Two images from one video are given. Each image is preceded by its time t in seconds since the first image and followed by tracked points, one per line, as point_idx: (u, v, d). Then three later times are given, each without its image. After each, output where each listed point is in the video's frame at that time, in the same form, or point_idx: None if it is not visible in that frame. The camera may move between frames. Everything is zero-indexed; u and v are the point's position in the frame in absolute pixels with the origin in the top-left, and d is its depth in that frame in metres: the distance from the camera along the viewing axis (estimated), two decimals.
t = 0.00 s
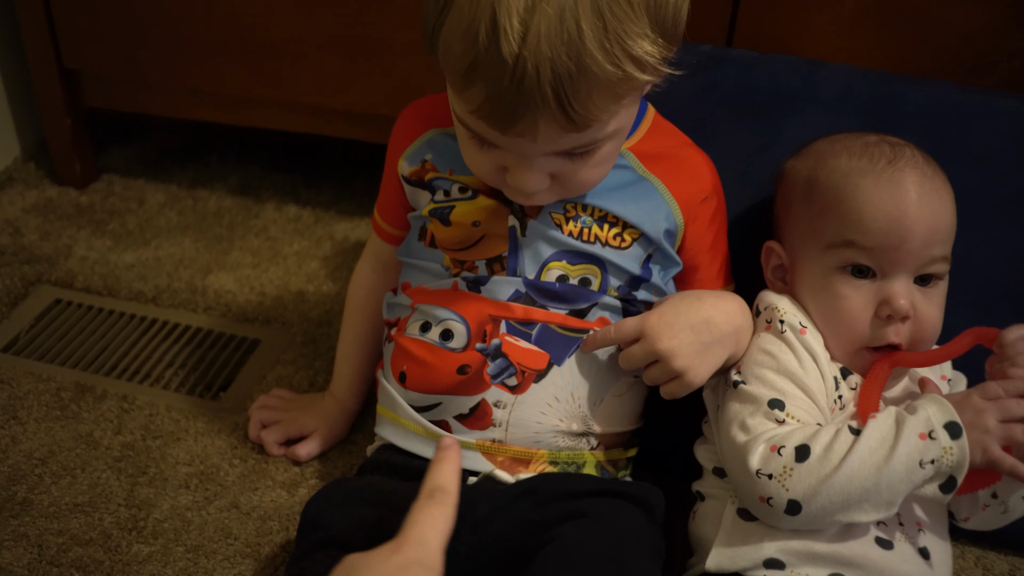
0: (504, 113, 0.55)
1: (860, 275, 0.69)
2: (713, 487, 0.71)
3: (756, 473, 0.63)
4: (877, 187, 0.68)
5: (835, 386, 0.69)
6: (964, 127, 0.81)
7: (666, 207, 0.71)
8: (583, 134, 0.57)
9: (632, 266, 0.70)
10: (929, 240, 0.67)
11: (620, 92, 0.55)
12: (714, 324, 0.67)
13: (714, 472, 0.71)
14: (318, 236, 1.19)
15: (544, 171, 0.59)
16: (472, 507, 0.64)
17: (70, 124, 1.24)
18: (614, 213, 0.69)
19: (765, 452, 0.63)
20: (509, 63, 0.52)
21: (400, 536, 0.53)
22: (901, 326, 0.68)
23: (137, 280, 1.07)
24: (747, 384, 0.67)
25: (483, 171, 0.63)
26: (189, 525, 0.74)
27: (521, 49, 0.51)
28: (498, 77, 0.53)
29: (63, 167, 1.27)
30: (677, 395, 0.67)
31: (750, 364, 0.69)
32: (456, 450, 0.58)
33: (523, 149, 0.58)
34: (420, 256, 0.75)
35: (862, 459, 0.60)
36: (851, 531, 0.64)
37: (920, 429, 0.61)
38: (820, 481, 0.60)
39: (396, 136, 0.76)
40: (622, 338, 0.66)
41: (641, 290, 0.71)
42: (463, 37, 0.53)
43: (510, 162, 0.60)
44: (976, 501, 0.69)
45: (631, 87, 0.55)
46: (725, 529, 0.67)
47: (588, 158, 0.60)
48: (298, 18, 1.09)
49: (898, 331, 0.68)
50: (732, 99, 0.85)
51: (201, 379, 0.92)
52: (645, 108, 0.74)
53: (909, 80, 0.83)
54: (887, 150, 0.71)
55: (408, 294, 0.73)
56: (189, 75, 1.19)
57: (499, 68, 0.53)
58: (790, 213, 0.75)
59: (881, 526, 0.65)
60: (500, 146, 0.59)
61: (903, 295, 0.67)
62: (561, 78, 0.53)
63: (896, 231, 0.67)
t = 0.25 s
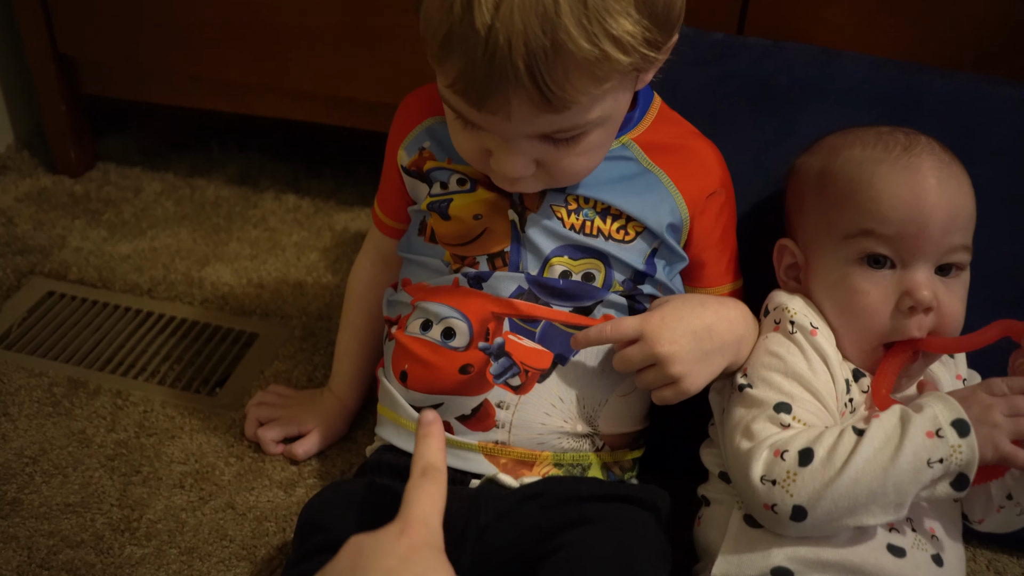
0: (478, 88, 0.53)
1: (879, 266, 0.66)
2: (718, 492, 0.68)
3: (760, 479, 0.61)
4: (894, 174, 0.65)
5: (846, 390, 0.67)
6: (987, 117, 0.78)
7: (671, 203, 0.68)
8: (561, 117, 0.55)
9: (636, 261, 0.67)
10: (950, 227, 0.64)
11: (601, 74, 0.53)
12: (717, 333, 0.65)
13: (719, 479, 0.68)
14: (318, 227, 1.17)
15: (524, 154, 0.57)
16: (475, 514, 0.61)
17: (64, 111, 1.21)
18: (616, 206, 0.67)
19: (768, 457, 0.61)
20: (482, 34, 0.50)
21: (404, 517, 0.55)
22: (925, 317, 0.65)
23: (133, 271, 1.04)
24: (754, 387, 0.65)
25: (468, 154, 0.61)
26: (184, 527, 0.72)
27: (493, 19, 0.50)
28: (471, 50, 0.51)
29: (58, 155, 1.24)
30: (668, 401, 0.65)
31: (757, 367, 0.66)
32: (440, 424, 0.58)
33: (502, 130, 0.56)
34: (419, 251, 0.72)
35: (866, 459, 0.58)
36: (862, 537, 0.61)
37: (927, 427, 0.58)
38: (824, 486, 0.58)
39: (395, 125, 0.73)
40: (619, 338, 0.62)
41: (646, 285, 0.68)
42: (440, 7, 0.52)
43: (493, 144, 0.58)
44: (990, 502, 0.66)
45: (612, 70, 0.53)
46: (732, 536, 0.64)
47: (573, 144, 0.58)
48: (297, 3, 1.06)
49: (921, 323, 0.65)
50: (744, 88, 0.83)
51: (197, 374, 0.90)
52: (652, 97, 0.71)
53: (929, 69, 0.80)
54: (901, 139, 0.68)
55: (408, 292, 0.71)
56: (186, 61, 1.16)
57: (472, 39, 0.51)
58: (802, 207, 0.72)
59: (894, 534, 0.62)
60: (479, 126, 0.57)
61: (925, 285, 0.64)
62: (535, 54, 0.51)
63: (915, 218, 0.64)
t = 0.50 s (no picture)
0: (471, 76, 0.52)
1: (889, 269, 0.65)
2: (718, 498, 0.67)
3: (747, 486, 0.60)
4: (908, 176, 0.64)
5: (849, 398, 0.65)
6: (1000, 116, 0.77)
7: (678, 204, 0.66)
8: (558, 103, 0.53)
9: (641, 264, 0.66)
10: (963, 230, 0.63)
11: (598, 56, 0.52)
12: (718, 339, 0.63)
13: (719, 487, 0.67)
14: (320, 224, 1.16)
15: (522, 146, 0.56)
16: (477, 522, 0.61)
17: (65, 108, 1.21)
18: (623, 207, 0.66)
19: (753, 462, 0.60)
20: (473, 19, 0.50)
21: (410, 496, 0.58)
22: (936, 323, 0.63)
23: (134, 269, 1.04)
24: (751, 396, 0.65)
25: (468, 151, 0.60)
26: (182, 529, 0.71)
27: (484, 3, 0.50)
28: (463, 36, 0.51)
29: (59, 152, 1.23)
30: (667, 405, 0.63)
31: (756, 374, 0.65)
32: (460, 429, 0.62)
33: (499, 120, 0.55)
34: (421, 253, 0.71)
35: (846, 451, 0.57)
36: (862, 545, 0.60)
37: (907, 412, 0.57)
38: (808, 485, 0.57)
39: (397, 124, 0.72)
40: (622, 339, 0.61)
41: (652, 288, 0.67)
42: None
43: (493, 139, 0.57)
44: (993, 511, 0.66)
45: (609, 52, 0.52)
46: (732, 543, 0.63)
47: (573, 133, 0.57)
48: None
49: (932, 329, 0.63)
50: (753, 86, 0.81)
51: (197, 373, 0.89)
52: (660, 95, 0.70)
53: (940, 67, 0.79)
54: (915, 140, 0.67)
55: (410, 295, 0.70)
56: (187, 57, 1.15)
57: (464, 25, 0.50)
58: (813, 210, 0.71)
59: (895, 540, 0.61)
60: (476, 118, 0.56)
61: (937, 290, 0.63)
62: (528, 37, 0.50)
63: (928, 221, 0.63)
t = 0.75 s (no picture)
0: (446, 54, 0.51)
1: (870, 257, 0.64)
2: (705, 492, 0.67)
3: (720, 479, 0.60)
4: (888, 165, 0.63)
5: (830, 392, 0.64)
6: (993, 106, 0.76)
7: (667, 193, 0.65)
8: (536, 81, 0.52)
9: (629, 255, 0.65)
10: (945, 219, 0.62)
11: (576, 31, 0.50)
12: (694, 331, 0.63)
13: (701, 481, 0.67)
14: (305, 212, 1.14)
15: (503, 127, 0.55)
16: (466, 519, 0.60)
17: (44, 92, 1.18)
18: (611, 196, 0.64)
19: (725, 454, 0.61)
20: None
21: (404, 475, 0.60)
22: (915, 314, 0.62)
23: (115, 259, 1.02)
24: (730, 389, 0.65)
25: (451, 134, 0.59)
26: (164, 525, 0.70)
27: None
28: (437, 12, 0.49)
29: (38, 137, 1.20)
30: (639, 397, 0.62)
31: (735, 369, 0.65)
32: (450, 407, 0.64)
33: (478, 101, 0.54)
34: (407, 243, 0.70)
35: (813, 431, 0.57)
36: (853, 541, 0.59)
37: (873, 387, 0.57)
38: (780, 470, 0.57)
39: (381, 110, 0.71)
40: (598, 326, 0.61)
41: (641, 278, 0.66)
42: None
43: (474, 121, 0.56)
44: (980, 511, 0.65)
45: (588, 27, 0.51)
46: (720, 539, 0.63)
47: (555, 113, 0.55)
48: None
49: (912, 320, 0.63)
50: (744, 73, 0.80)
51: (179, 365, 0.88)
52: (649, 81, 0.69)
53: (934, 54, 0.78)
54: (898, 128, 0.66)
55: (395, 287, 0.69)
56: (169, 41, 1.12)
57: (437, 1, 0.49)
58: (798, 198, 0.70)
59: (885, 536, 0.60)
60: (456, 99, 0.55)
61: (918, 280, 0.62)
62: (503, 11, 0.48)
63: (908, 210, 0.62)
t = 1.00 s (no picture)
0: (438, 55, 0.51)
1: (875, 260, 0.63)
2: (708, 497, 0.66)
3: (725, 485, 0.60)
4: (896, 167, 0.63)
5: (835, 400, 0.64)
6: (998, 105, 0.75)
7: (671, 194, 0.64)
8: (531, 82, 0.51)
9: (634, 256, 0.65)
10: (951, 221, 0.61)
11: (569, 31, 0.50)
12: (697, 334, 0.62)
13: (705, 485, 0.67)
14: (307, 211, 1.14)
15: (500, 129, 0.55)
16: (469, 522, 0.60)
17: (45, 91, 1.18)
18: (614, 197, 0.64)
19: (727, 461, 0.61)
20: None
21: (416, 475, 0.59)
22: (920, 318, 0.62)
23: (117, 258, 1.02)
24: (733, 395, 0.64)
25: (450, 136, 0.59)
26: (166, 527, 0.70)
27: None
28: (428, 13, 0.49)
29: (40, 136, 1.20)
30: (638, 401, 0.62)
31: (739, 374, 0.65)
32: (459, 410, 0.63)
33: (474, 102, 0.53)
34: (410, 245, 0.70)
35: (815, 434, 0.56)
36: (854, 546, 0.59)
37: (877, 388, 0.56)
38: (783, 476, 0.57)
39: (383, 111, 0.70)
40: (599, 329, 0.61)
41: (645, 281, 0.66)
42: None
43: (472, 123, 0.56)
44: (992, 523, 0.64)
45: (581, 27, 0.50)
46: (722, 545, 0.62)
47: (552, 114, 0.55)
48: None
49: (916, 323, 0.62)
50: (748, 73, 0.80)
51: (181, 365, 0.88)
52: (653, 83, 0.68)
53: (939, 53, 0.77)
54: (907, 131, 0.65)
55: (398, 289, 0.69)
56: (170, 39, 1.12)
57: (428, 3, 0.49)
58: (804, 200, 0.70)
59: (887, 541, 0.60)
60: (453, 102, 0.55)
61: (923, 284, 0.61)
62: (493, 13, 0.48)
63: (913, 211, 0.61)
